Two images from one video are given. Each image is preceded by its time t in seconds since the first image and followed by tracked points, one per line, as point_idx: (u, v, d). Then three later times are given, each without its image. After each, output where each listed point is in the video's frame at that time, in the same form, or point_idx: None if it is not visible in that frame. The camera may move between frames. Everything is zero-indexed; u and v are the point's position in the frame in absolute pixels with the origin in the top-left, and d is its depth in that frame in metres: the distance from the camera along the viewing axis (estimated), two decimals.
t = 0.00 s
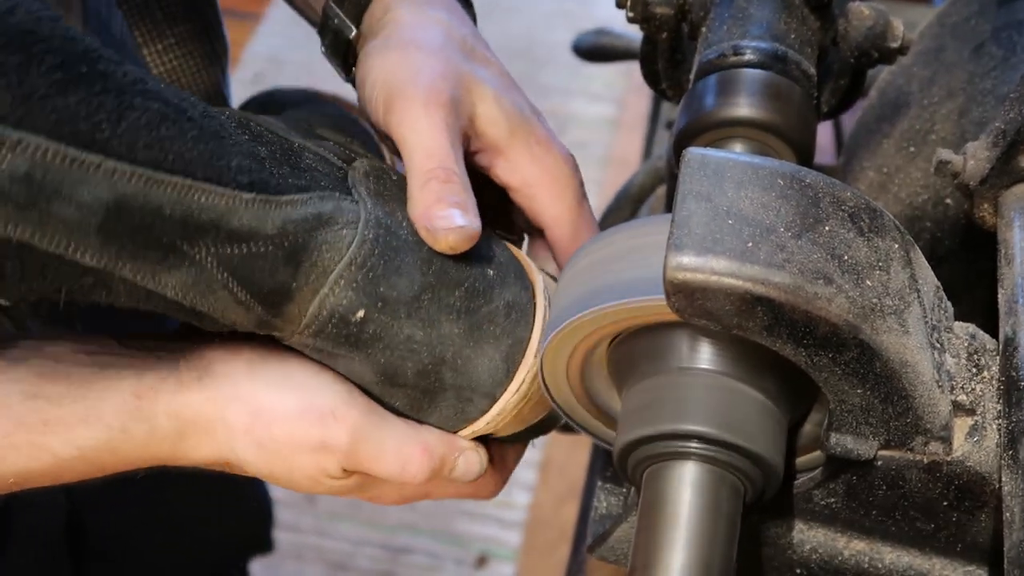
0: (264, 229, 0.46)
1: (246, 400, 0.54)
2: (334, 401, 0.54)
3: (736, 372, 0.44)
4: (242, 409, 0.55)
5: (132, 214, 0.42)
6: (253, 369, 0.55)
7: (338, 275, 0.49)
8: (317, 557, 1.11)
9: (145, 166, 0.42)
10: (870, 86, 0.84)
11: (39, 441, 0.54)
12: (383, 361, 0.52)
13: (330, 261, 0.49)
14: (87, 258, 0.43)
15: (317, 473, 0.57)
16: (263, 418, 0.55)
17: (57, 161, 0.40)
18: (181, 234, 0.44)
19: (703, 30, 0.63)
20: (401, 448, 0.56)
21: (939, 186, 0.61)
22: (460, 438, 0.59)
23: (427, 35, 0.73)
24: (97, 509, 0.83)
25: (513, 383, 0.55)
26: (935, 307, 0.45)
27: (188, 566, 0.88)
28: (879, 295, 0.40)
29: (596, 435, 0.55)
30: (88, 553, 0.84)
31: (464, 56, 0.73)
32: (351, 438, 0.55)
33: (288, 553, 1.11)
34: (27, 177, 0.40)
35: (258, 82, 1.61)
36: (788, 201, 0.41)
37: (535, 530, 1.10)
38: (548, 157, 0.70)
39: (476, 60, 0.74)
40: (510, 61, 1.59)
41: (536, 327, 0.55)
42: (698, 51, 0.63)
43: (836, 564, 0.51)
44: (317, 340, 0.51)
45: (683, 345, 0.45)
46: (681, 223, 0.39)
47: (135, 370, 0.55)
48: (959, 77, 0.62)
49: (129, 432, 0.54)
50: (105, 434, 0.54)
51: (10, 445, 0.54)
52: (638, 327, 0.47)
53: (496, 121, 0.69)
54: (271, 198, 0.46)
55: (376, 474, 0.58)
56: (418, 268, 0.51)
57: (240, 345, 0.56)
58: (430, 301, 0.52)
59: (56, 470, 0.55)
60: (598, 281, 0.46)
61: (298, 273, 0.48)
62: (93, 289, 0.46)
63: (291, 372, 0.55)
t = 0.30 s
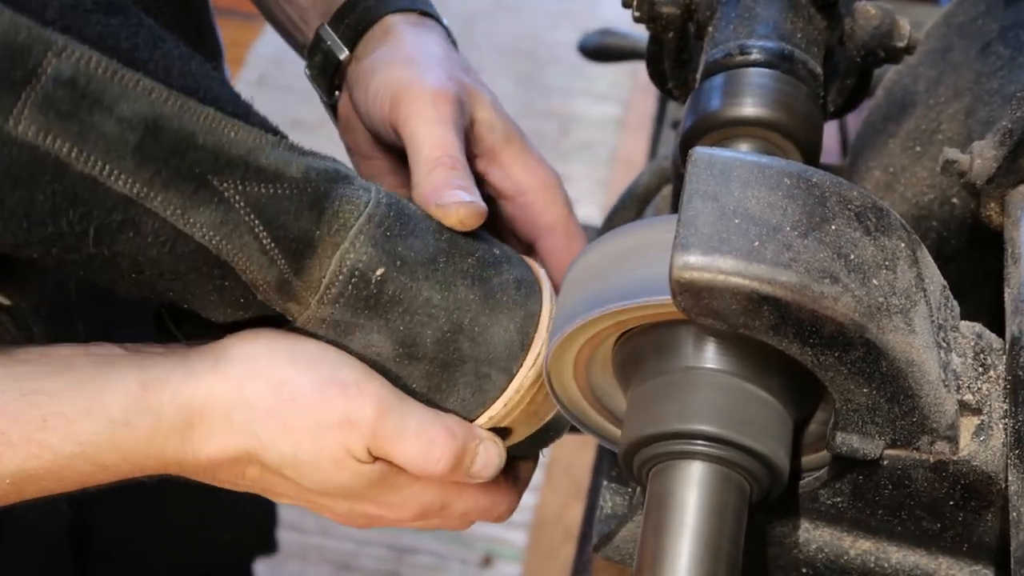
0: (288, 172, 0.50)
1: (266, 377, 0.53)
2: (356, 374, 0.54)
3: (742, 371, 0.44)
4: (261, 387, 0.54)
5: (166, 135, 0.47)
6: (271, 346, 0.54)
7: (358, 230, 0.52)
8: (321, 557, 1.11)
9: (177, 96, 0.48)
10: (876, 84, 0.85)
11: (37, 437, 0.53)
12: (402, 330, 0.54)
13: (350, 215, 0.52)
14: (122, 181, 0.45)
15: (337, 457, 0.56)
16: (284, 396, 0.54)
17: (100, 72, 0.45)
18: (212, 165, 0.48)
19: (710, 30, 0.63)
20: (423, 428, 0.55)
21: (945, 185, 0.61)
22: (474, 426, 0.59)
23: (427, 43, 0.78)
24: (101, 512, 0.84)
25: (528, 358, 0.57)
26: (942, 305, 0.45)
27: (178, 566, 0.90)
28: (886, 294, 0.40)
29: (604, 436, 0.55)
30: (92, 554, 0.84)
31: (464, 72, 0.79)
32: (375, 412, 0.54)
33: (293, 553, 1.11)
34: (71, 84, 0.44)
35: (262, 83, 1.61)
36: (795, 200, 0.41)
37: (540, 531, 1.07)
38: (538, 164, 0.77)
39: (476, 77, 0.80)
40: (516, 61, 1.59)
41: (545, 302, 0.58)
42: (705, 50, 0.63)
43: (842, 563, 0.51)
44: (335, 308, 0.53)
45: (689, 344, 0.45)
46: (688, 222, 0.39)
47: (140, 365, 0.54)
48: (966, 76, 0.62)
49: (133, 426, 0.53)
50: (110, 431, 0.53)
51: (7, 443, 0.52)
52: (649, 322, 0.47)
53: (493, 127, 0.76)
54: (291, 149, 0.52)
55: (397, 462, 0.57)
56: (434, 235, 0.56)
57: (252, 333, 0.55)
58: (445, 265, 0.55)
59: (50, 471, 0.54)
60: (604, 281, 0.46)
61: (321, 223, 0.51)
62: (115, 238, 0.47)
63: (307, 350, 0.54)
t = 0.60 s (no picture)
0: (300, 120, 0.54)
1: (292, 340, 0.52)
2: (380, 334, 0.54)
3: (744, 371, 0.44)
4: (288, 346, 0.52)
5: (189, 65, 0.50)
6: (294, 315, 0.54)
7: (367, 184, 0.55)
8: (324, 556, 1.11)
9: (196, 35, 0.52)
10: (879, 84, 0.85)
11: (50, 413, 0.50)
12: (417, 288, 0.55)
13: (359, 171, 0.56)
14: (149, 110, 0.48)
15: (365, 421, 0.54)
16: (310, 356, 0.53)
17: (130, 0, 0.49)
18: (231, 101, 0.51)
19: (713, 29, 0.63)
20: (451, 388, 0.54)
21: (947, 185, 0.61)
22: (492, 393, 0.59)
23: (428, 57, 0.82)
24: (101, 513, 0.84)
25: (540, 321, 0.58)
26: (945, 306, 0.44)
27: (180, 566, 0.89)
28: (889, 295, 0.40)
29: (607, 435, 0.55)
30: (96, 553, 0.85)
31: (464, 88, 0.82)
32: (404, 367, 0.53)
33: (296, 552, 1.11)
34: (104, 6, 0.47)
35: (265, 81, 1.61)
36: (797, 200, 0.41)
37: (544, 531, 1.06)
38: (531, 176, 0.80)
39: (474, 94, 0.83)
40: (518, 61, 1.59)
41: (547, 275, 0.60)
42: (707, 49, 0.63)
43: (844, 563, 0.51)
44: (351, 267, 0.55)
45: (691, 344, 0.45)
46: (690, 221, 0.39)
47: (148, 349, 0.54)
48: (968, 75, 0.62)
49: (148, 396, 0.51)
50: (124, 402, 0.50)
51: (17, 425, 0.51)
52: (649, 325, 0.47)
53: (490, 136, 0.79)
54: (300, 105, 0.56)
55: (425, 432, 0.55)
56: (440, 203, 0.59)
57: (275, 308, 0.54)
58: (453, 226, 0.58)
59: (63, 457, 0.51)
60: (604, 282, 0.46)
61: (334, 171, 0.54)
62: (137, 179, 0.49)
63: (332, 316, 0.54)
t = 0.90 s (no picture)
0: (289, 146, 0.53)
1: (270, 353, 0.53)
2: (359, 357, 0.54)
3: (745, 368, 0.44)
4: (265, 362, 0.53)
5: (168, 97, 0.50)
6: (280, 324, 0.54)
7: (358, 209, 0.53)
8: (323, 555, 1.11)
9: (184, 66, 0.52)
10: (880, 82, 0.85)
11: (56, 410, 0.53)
12: (400, 314, 0.54)
13: (352, 194, 0.54)
14: (126, 141, 0.49)
15: (333, 441, 0.55)
16: (286, 371, 0.53)
17: (111, 33, 0.49)
18: (212, 131, 0.51)
19: (713, 27, 0.63)
20: (422, 416, 0.54)
21: (948, 183, 0.61)
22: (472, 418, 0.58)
23: (456, 50, 0.80)
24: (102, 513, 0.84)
25: (528, 353, 0.56)
26: (946, 303, 0.45)
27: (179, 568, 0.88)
28: (890, 292, 0.40)
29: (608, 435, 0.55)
30: (97, 554, 0.84)
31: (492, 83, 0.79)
32: (375, 395, 0.53)
33: (296, 551, 1.11)
34: (82, 40, 0.48)
35: (267, 81, 1.61)
36: (798, 197, 0.41)
37: (544, 530, 1.06)
38: (559, 181, 0.76)
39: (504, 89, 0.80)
40: (519, 60, 1.59)
41: (549, 298, 0.57)
42: (707, 48, 0.63)
43: (845, 560, 0.51)
44: (336, 288, 0.54)
45: (692, 342, 0.45)
46: (691, 219, 0.39)
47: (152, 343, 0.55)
48: (969, 74, 0.62)
49: (147, 397, 0.53)
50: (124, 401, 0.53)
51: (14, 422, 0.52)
52: (644, 323, 0.47)
53: (514, 137, 0.76)
54: (295, 127, 0.55)
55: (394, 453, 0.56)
56: (438, 224, 0.56)
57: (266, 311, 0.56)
58: (447, 253, 0.55)
59: (72, 446, 0.54)
60: (605, 281, 0.46)
61: (320, 199, 0.53)
62: (117, 201, 0.51)
63: (313, 331, 0.54)
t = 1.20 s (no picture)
0: (282, 201, 0.47)
1: (256, 367, 0.53)
2: (339, 387, 0.53)
3: (747, 368, 0.44)
4: (251, 375, 0.54)
5: (154, 155, 0.44)
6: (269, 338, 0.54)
7: (347, 262, 0.50)
8: (325, 552, 1.11)
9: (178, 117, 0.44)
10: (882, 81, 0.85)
11: (66, 403, 0.54)
12: (379, 358, 0.53)
13: (346, 243, 0.50)
14: (108, 191, 0.44)
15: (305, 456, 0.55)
16: (267, 389, 0.54)
17: (94, 91, 0.42)
18: (198, 190, 0.45)
19: (715, 26, 0.63)
20: (392, 451, 0.54)
21: (951, 183, 0.61)
22: (448, 452, 0.57)
23: (499, 49, 0.75)
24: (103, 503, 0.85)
25: (505, 410, 0.56)
26: (948, 303, 0.45)
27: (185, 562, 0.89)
28: (892, 292, 0.40)
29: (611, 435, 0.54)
30: (100, 542, 0.86)
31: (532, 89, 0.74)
32: (346, 426, 0.53)
33: (298, 550, 1.11)
34: (63, 102, 0.41)
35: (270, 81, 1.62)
36: (801, 198, 0.41)
37: (545, 529, 1.06)
38: (591, 201, 0.69)
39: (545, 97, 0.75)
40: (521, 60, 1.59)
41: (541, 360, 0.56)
42: (709, 47, 0.63)
43: (847, 560, 0.51)
44: (321, 323, 0.52)
45: (694, 342, 0.45)
46: (693, 218, 0.39)
47: (159, 332, 0.55)
48: (972, 74, 0.62)
49: (151, 391, 0.54)
50: (130, 394, 0.54)
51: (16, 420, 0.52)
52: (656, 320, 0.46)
53: (548, 153, 0.69)
54: (296, 171, 0.48)
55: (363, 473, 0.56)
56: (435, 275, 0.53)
57: (265, 316, 0.56)
58: (435, 310, 0.52)
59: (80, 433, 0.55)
60: (608, 279, 0.46)
61: (307, 251, 0.49)
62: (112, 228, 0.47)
63: (301, 354, 0.53)
